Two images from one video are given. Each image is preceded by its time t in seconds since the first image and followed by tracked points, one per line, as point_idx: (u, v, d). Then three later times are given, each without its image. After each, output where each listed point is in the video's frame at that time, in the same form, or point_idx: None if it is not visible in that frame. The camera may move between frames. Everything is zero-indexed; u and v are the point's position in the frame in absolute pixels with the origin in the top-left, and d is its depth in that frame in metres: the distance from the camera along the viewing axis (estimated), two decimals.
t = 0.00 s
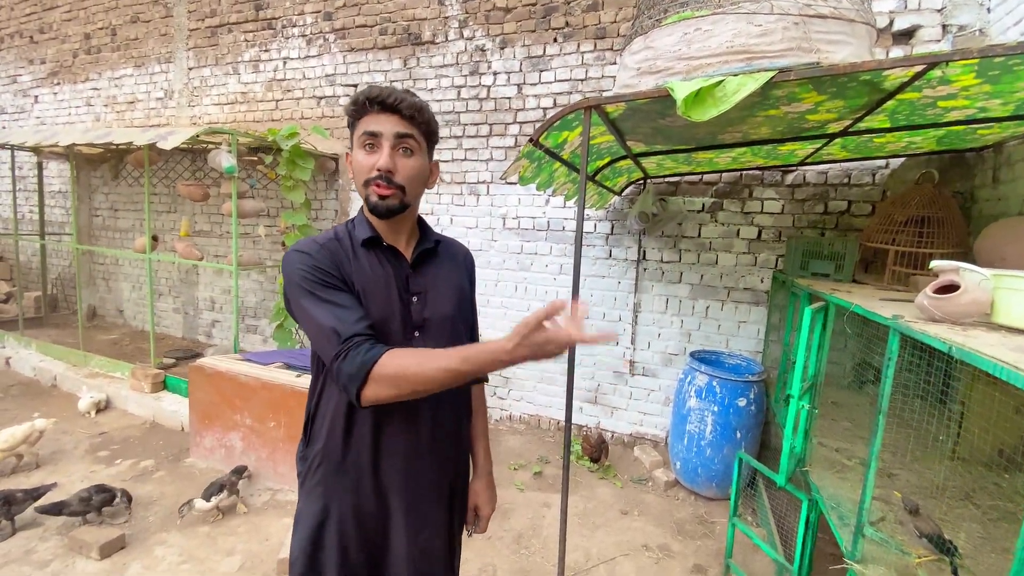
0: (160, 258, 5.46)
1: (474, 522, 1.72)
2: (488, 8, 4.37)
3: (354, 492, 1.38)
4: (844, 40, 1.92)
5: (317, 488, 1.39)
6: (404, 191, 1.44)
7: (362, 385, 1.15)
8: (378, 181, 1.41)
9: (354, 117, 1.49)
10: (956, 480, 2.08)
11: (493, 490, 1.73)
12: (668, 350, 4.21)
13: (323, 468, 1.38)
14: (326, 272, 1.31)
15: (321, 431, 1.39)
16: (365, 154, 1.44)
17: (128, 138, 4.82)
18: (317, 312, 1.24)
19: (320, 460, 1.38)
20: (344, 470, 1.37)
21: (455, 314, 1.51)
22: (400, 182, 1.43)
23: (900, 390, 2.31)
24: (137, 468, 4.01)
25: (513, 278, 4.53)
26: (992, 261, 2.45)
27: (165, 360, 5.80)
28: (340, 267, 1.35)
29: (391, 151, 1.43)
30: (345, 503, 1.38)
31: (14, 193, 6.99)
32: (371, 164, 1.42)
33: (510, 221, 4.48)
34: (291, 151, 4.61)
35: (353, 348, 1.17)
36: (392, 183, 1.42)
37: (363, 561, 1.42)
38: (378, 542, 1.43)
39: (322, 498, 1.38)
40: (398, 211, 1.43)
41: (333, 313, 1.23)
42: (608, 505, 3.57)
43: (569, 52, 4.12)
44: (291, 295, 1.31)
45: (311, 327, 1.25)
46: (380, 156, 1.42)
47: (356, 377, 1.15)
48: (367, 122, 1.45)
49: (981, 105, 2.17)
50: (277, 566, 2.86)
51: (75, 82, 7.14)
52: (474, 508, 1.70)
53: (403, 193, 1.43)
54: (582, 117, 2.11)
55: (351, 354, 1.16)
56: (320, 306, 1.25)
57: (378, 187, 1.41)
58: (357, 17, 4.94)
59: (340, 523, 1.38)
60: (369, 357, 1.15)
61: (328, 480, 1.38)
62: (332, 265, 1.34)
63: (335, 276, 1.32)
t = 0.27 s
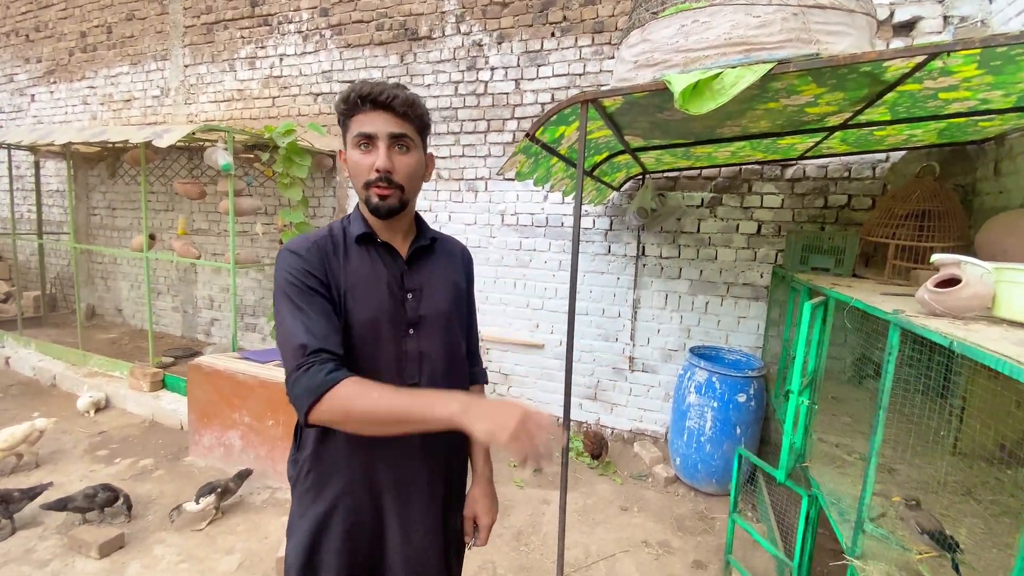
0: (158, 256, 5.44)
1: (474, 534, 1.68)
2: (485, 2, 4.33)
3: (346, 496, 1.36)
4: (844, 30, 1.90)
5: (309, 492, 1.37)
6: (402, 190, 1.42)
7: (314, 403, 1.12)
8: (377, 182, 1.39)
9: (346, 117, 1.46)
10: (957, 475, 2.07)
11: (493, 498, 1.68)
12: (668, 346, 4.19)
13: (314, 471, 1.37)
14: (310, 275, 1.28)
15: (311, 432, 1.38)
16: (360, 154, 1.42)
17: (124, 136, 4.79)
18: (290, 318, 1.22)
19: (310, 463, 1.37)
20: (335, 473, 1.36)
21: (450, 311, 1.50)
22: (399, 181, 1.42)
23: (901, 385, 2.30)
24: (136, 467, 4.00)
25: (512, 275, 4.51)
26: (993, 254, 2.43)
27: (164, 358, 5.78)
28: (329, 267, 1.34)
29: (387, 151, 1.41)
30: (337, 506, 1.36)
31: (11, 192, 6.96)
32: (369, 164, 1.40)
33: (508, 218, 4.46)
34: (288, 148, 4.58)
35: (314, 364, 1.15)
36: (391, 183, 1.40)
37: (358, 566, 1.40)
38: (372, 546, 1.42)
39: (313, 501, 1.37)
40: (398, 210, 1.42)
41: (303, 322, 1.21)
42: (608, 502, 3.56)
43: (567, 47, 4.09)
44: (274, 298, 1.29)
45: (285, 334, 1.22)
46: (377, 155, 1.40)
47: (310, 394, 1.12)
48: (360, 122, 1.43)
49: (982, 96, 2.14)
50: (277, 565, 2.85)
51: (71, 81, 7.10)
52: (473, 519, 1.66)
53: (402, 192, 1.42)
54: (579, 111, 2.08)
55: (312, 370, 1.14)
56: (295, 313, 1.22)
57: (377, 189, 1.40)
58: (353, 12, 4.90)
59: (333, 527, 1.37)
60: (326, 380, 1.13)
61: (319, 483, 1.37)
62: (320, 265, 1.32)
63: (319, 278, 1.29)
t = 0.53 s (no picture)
0: (155, 253, 5.41)
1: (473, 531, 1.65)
2: None
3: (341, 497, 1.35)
4: (842, 19, 1.89)
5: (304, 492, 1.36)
6: (402, 182, 1.40)
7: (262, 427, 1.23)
8: (376, 175, 1.37)
9: (340, 109, 1.43)
10: (957, 468, 2.05)
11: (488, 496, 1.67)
12: (666, 340, 4.18)
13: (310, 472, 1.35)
14: (297, 276, 1.26)
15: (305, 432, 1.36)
16: (356, 147, 1.39)
17: (118, 133, 4.75)
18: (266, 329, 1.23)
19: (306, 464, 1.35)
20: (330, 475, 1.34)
21: (447, 306, 1.47)
22: (398, 173, 1.40)
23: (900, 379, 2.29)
24: (135, 465, 4.00)
25: (510, 270, 4.50)
26: (992, 246, 2.42)
27: (162, 356, 5.77)
28: (319, 266, 1.31)
29: (384, 142, 1.39)
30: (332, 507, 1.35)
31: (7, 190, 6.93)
32: (366, 157, 1.37)
33: (506, 213, 4.43)
34: (284, 144, 4.55)
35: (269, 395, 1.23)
36: (390, 175, 1.38)
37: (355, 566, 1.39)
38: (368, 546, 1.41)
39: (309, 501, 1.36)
40: (398, 203, 1.40)
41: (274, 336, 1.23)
42: (607, 496, 3.56)
43: (564, 40, 4.05)
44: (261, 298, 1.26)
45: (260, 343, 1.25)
46: (374, 148, 1.38)
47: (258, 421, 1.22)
48: (354, 114, 1.40)
49: (981, 87, 2.12)
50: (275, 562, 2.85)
51: (66, 77, 7.05)
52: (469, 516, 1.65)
53: (402, 184, 1.40)
54: (575, 103, 2.06)
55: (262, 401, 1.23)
56: (272, 322, 1.23)
57: (377, 181, 1.37)
58: (349, 6, 4.86)
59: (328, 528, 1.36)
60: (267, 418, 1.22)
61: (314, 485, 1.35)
62: (310, 264, 1.29)
63: (306, 279, 1.27)
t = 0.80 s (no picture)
0: (150, 250, 5.38)
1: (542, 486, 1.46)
2: None
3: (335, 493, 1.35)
4: (841, 7, 1.92)
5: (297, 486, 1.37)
6: (399, 171, 1.39)
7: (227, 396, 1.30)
8: (373, 166, 1.35)
9: (331, 98, 1.41)
10: (957, 460, 2.04)
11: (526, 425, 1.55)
12: (665, 334, 4.18)
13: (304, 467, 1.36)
14: (281, 269, 1.28)
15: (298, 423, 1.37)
16: (350, 136, 1.37)
17: (112, 128, 4.72)
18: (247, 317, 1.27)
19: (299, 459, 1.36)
20: (323, 471, 1.34)
21: (443, 302, 1.45)
22: (394, 161, 1.38)
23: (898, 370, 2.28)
24: (133, 462, 3.98)
25: (507, 265, 4.48)
26: (991, 237, 2.41)
27: (160, 353, 5.75)
28: (307, 257, 1.32)
29: (379, 131, 1.37)
30: (325, 505, 1.35)
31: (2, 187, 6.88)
32: (361, 146, 1.36)
33: (503, 207, 4.41)
34: (279, 139, 4.52)
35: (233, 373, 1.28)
36: (387, 164, 1.36)
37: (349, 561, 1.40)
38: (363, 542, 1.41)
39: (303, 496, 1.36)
40: (396, 193, 1.38)
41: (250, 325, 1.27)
42: (606, 490, 3.56)
43: (561, 32, 4.02)
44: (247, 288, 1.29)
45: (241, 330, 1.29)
46: (369, 137, 1.36)
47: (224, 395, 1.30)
48: (346, 101, 1.38)
49: (980, 76, 2.11)
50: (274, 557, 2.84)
51: (60, 73, 7.00)
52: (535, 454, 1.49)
53: (399, 173, 1.39)
54: (571, 94, 2.04)
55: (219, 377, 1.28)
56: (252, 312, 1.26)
57: (374, 171, 1.36)
58: None
59: (321, 523, 1.36)
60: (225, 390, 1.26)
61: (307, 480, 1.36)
62: (298, 257, 1.30)
63: (290, 272, 1.29)
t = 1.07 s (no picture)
0: (144, 251, 5.35)
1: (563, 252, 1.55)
2: None
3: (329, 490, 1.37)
4: (834, 7, 1.92)
5: (292, 483, 1.39)
6: (390, 180, 1.37)
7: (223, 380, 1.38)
8: (364, 169, 1.34)
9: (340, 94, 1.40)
10: (951, 455, 2.05)
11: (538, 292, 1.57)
12: (661, 333, 4.19)
13: (300, 465, 1.38)
14: (267, 265, 1.31)
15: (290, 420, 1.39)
16: (351, 135, 1.36)
17: (105, 129, 4.69)
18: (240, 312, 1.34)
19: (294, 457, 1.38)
20: (319, 469, 1.36)
21: (435, 296, 1.45)
22: (388, 170, 1.37)
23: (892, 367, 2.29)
24: (128, 464, 3.97)
25: (504, 264, 4.48)
26: (983, 234, 2.42)
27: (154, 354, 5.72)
28: (296, 253, 1.35)
29: (379, 138, 1.36)
30: (320, 503, 1.37)
31: None
32: (357, 147, 1.35)
33: (499, 207, 4.41)
34: (273, 139, 4.50)
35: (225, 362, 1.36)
36: (379, 171, 1.35)
37: (345, 560, 1.40)
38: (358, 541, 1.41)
39: (299, 495, 1.38)
40: (382, 199, 1.36)
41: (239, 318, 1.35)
42: (602, 488, 3.56)
43: (556, 31, 4.02)
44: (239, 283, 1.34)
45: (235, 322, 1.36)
46: (367, 141, 1.36)
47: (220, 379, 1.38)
48: (354, 101, 1.37)
49: (972, 74, 2.12)
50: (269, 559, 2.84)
51: (52, 74, 6.95)
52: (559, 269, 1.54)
53: (390, 181, 1.37)
54: (565, 93, 2.04)
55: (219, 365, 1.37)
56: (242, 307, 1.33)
57: (363, 174, 1.34)
58: None
59: (316, 521, 1.37)
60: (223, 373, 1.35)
61: (301, 478, 1.38)
62: (285, 254, 1.34)
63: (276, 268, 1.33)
